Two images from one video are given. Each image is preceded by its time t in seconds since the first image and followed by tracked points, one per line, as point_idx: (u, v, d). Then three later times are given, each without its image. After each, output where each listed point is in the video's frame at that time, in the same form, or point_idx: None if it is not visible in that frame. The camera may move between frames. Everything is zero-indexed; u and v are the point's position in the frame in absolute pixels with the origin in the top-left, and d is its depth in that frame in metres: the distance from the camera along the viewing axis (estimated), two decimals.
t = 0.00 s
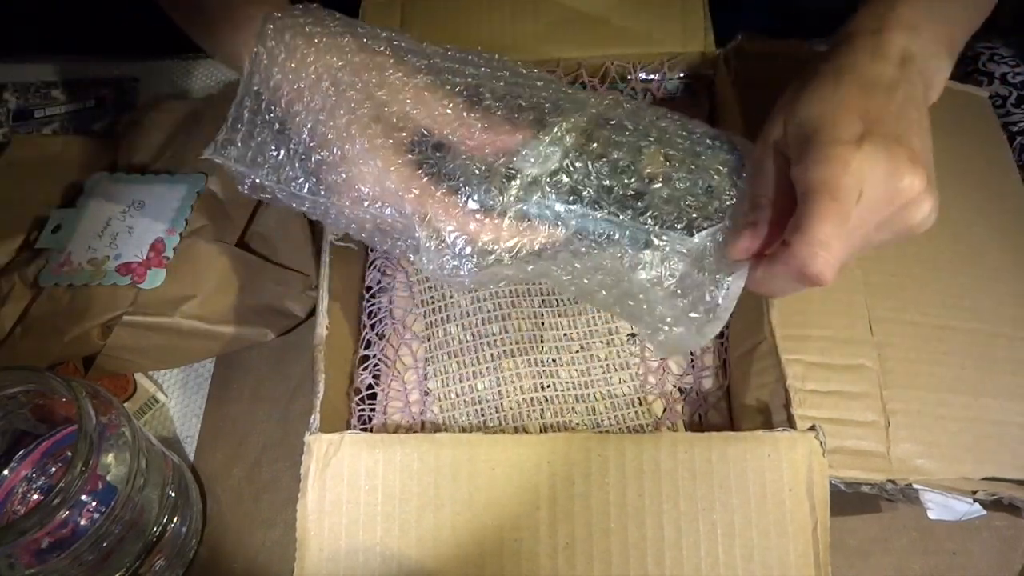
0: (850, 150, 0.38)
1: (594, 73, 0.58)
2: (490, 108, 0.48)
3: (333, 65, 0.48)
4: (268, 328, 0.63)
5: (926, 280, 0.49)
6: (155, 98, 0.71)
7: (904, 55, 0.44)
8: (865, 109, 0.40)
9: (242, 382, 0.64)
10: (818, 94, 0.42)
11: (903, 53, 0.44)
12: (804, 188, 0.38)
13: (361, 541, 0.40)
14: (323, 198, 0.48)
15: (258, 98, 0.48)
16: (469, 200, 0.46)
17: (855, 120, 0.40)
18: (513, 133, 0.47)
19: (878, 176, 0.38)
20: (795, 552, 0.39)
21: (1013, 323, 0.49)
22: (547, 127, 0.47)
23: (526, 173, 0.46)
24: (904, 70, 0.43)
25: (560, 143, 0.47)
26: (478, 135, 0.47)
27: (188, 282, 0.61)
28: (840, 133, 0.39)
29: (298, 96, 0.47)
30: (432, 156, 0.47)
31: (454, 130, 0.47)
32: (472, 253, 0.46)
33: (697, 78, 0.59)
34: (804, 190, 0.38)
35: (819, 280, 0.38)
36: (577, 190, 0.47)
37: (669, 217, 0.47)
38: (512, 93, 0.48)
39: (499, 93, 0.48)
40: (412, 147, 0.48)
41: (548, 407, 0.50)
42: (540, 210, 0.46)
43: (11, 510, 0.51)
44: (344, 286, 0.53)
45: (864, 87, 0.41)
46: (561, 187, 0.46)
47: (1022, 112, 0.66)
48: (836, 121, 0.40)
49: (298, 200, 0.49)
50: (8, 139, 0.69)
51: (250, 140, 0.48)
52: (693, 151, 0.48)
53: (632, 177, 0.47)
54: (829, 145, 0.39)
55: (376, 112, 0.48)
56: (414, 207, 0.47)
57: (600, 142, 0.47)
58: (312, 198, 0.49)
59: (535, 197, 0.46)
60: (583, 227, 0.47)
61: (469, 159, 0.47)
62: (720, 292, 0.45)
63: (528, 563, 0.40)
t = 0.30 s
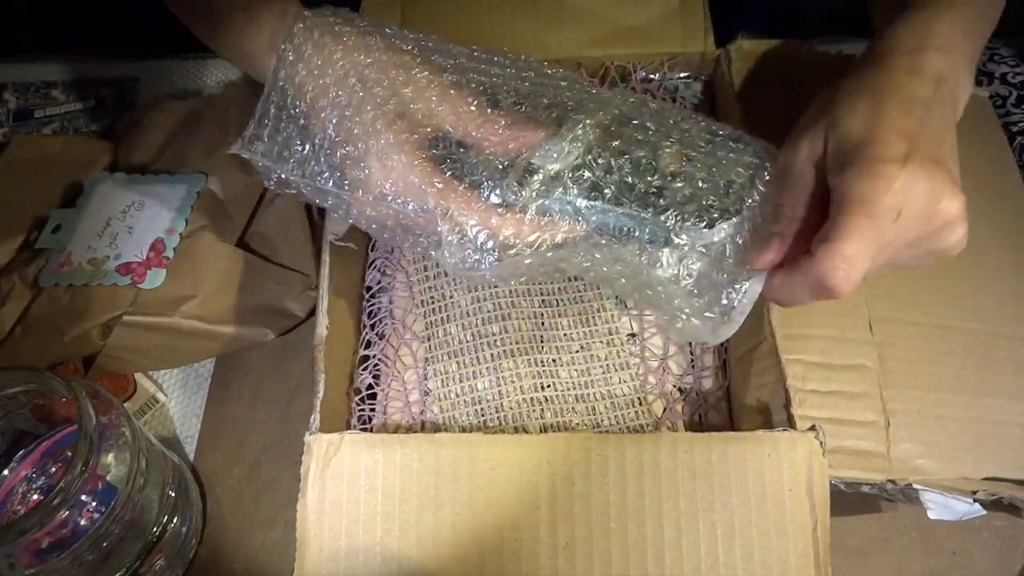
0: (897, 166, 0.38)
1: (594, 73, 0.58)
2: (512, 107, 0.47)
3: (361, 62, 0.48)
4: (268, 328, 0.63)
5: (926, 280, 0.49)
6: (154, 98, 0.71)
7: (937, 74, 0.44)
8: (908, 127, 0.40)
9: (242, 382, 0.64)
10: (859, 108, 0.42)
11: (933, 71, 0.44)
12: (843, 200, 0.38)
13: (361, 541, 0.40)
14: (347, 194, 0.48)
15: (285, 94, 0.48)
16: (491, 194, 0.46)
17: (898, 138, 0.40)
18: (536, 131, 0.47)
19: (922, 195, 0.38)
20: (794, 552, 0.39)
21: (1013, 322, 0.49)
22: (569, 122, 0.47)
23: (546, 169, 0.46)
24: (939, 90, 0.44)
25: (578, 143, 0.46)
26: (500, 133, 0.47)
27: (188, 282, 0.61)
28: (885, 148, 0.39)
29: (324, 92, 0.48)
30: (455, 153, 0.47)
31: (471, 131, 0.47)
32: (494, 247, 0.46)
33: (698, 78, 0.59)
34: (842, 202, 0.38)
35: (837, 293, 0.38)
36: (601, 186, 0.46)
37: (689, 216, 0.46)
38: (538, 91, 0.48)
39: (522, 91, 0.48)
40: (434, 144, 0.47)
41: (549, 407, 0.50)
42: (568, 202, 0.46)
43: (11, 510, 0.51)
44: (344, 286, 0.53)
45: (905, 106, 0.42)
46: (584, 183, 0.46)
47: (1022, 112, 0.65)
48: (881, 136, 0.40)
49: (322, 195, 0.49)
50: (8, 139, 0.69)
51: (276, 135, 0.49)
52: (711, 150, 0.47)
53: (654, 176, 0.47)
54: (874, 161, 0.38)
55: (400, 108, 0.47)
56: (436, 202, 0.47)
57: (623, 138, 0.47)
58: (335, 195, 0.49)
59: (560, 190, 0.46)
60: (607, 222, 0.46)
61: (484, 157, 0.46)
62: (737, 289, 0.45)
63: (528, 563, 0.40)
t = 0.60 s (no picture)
0: (927, 171, 0.37)
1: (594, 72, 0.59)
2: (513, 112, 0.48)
3: (367, 64, 0.48)
4: (267, 328, 0.63)
5: (926, 280, 0.49)
6: (154, 98, 0.71)
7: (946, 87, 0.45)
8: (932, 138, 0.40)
9: (242, 382, 0.64)
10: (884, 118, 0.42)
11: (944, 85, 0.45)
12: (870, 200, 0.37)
13: (361, 541, 0.40)
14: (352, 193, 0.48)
15: (291, 96, 0.49)
16: (495, 193, 0.45)
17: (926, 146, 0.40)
18: (541, 132, 0.47)
19: (946, 203, 0.38)
20: (795, 552, 0.39)
21: (1013, 323, 0.49)
22: (572, 124, 0.47)
23: (548, 170, 0.45)
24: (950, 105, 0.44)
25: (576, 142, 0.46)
26: (501, 135, 0.47)
27: (188, 282, 0.61)
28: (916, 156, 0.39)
29: (330, 92, 0.48)
30: (459, 154, 0.47)
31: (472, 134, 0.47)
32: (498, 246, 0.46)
33: (698, 78, 0.59)
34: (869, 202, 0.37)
35: (848, 290, 0.37)
36: (603, 184, 0.46)
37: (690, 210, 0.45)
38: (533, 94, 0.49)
39: (522, 98, 0.48)
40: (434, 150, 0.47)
41: (548, 407, 0.50)
42: (565, 201, 0.45)
43: (11, 510, 0.51)
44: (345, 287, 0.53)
45: (927, 117, 0.42)
46: (584, 183, 0.45)
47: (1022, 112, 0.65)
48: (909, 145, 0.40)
49: (329, 195, 0.49)
50: (8, 139, 0.69)
51: (285, 136, 0.49)
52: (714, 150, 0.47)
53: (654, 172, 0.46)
54: (905, 165, 0.38)
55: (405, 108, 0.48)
56: (439, 201, 0.46)
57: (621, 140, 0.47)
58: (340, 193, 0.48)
59: (563, 192, 0.45)
60: (608, 219, 0.45)
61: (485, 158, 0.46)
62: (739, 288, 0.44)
63: (528, 563, 0.40)
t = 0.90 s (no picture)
0: None
1: (594, 73, 0.59)
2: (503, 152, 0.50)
3: (342, 72, 0.51)
4: (268, 328, 0.63)
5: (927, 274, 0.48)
6: (154, 98, 0.72)
7: None
8: None
9: (242, 382, 0.64)
10: None
11: None
12: None
13: (361, 540, 0.40)
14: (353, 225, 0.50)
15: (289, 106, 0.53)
16: (459, 224, 0.48)
17: None
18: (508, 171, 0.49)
19: None
20: (795, 552, 0.39)
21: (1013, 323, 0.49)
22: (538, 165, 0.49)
23: (511, 210, 0.48)
24: None
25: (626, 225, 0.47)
26: (481, 169, 0.49)
27: (188, 282, 0.61)
28: None
29: (315, 93, 0.51)
30: (424, 177, 0.49)
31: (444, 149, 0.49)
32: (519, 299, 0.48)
33: (698, 78, 0.59)
34: None
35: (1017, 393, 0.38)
36: (630, 259, 0.46)
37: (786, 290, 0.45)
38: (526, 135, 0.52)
39: (555, 172, 0.49)
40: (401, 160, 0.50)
41: (548, 408, 0.50)
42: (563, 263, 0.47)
43: (11, 510, 0.51)
44: (344, 285, 0.53)
45: None
46: (620, 261, 0.46)
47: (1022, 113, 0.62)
48: None
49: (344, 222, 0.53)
50: (8, 139, 0.69)
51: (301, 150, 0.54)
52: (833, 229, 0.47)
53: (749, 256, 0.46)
54: None
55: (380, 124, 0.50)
56: (411, 230, 0.49)
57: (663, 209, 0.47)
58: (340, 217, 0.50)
59: (588, 264, 0.46)
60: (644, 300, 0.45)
61: (451, 188, 0.49)
62: (825, 366, 0.43)
63: (527, 563, 0.40)
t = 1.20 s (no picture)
0: None
1: (594, 73, 0.59)
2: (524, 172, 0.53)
3: (349, 66, 0.51)
4: (268, 328, 0.63)
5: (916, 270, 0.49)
6: (154, 98, 0.72)
7: None
8: None
9: (242, 382, 0.64)
10: None
11: None
12: None
13: (361, 541, 0.40)
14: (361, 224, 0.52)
15: (297, 96, 0.54)
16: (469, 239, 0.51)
17: None
18: (521, 185, 0.52)
19: None
20: (795, 552, 0.39)
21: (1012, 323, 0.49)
22: (550, 181, 0.52)
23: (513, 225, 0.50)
24: None
25: (654, 251, 0.50)
26: (502, 181, 0.52)
27: (187, 282, 0.61)
28: None
29: (323, 86, 0.51)
30: (435, 188, 0.52)
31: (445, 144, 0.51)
32: (532, 308, 0.50)
33: (698, 78, 0.59)
34: None
35: None
36: (651, 276, 0.49)
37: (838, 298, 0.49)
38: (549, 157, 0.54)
39: (578, 193, 0.52)
40: (417, 179, 0.53)
41: (549, 407, 0.50)
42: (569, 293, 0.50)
43: (11, 510, 0.51)
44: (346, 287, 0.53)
45: None
46: (636, 278, 0.49)
47: None
48: None
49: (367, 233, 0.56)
50: (8, 139, 0.69)
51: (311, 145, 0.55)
52: (880, 228, 0.50)
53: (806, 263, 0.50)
54: None
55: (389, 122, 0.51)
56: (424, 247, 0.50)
57: (662, 236, 0.50)
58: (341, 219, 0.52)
59: (599, 291, 0.49)
60: (700, 305, 0.49)
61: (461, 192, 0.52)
62: (874, 363, 0.47)
63: (528, 563, 0.40)
